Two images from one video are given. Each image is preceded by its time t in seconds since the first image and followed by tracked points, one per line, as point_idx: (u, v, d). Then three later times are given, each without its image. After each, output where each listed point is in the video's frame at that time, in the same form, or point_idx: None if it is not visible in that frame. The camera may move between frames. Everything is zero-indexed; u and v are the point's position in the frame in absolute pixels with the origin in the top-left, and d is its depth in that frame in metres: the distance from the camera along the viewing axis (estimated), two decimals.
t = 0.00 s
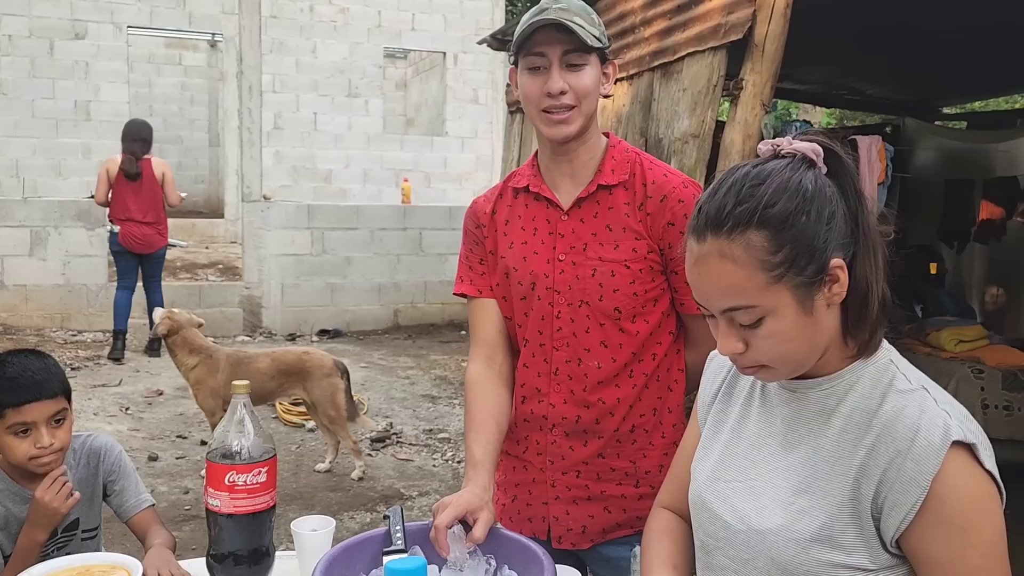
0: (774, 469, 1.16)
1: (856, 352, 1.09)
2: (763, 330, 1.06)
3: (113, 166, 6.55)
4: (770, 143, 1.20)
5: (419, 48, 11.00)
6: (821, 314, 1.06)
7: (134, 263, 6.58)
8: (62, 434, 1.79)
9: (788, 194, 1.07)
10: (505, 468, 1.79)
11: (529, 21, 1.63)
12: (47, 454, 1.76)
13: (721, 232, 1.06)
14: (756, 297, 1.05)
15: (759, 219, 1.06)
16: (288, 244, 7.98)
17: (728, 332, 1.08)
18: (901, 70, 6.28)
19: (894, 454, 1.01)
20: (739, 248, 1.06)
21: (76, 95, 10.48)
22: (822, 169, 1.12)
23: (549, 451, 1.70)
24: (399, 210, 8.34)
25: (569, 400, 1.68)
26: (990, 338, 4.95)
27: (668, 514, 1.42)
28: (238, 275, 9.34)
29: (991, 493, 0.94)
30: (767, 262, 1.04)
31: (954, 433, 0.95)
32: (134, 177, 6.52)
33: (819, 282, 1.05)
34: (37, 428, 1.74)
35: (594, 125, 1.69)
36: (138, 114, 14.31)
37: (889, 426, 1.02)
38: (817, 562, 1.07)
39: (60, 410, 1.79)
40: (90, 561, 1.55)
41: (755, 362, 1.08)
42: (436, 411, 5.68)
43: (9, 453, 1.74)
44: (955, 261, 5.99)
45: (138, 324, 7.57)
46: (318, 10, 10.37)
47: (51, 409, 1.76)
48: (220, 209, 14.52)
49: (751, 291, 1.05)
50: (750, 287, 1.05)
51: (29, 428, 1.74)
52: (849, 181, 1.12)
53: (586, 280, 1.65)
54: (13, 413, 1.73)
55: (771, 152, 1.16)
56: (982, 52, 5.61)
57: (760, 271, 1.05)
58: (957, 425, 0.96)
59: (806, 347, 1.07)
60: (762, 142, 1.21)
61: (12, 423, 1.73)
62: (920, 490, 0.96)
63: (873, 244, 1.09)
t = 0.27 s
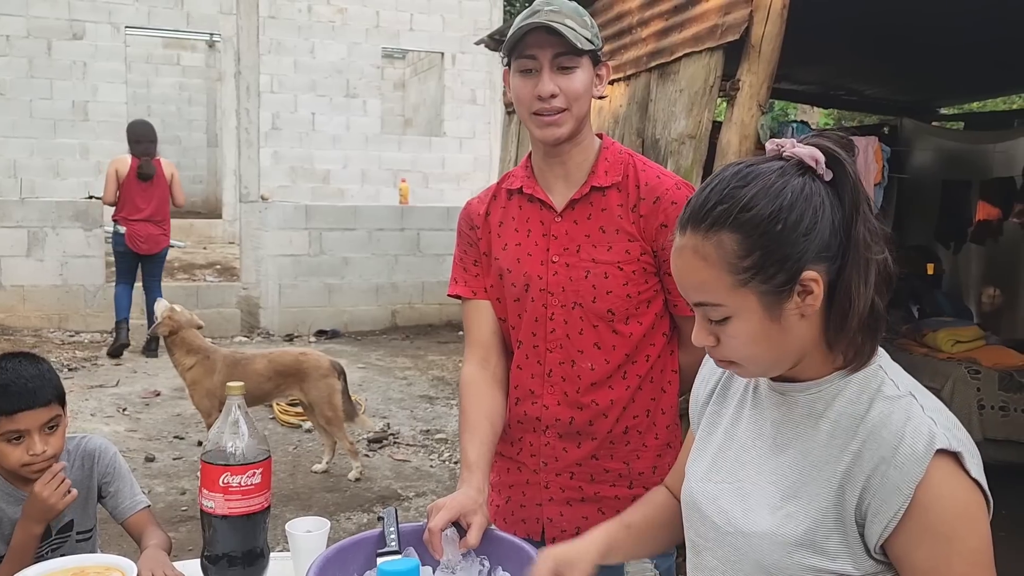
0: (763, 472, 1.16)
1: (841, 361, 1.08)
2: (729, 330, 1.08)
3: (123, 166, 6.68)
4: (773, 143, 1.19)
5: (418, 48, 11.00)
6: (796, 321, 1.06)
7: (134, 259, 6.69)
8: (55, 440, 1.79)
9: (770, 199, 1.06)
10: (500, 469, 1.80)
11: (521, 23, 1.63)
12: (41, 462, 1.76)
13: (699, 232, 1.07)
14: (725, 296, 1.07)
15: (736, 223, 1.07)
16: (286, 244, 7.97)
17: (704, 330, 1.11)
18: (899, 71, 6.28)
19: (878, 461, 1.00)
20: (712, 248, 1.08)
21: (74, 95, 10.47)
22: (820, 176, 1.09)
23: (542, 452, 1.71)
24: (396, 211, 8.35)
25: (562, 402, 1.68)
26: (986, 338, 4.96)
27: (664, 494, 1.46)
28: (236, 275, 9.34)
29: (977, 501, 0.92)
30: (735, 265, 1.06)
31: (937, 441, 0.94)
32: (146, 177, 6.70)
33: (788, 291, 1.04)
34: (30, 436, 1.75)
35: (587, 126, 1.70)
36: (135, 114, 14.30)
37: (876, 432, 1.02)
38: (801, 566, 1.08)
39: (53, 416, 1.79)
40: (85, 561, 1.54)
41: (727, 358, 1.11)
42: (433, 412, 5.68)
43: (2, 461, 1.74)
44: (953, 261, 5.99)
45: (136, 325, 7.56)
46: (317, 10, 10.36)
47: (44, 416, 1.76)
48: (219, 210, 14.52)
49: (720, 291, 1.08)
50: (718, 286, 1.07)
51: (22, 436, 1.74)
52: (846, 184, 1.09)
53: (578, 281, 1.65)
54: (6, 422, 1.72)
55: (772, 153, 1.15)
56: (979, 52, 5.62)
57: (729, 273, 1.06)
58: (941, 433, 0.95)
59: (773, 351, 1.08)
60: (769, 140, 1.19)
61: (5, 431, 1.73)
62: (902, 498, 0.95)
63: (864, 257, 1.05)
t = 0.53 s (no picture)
0: (749, 475, 1.16)
1: (829, 367, 1.08)
2: (718, 328, 1.08)
3: (126, 166, 6.64)
4: (772, 146, 1.19)
5: (417, 48, 10.99)
6: (783, 324, 1.06)
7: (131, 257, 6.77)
8: (59, 438, 1.79)
9: (763, 201, 1.07)
10: (496, 471, 1.80)
11: (515, 28, 1.63)
12: (47, 459, 1.76)
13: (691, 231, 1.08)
14: (714, 295, 1.08)
15: (728, 224, 1.07)
16: (285, 245, 7.97)
17: (694, 327, 1.12)
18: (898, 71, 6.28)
19: (856, 463, 1.01)
20: (704, 247, 1.08)
21: (72, 96, 10.47)
22: (816, 180, 1.10)
23: (539, 455, 1.71)
24: (395, 211, 8.34)
25: (559, 404, 1.68)
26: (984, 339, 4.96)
27: (617, 479, 1.45)
28: (234, 276, 9.33)
29: (955, 505, 0.92)
30: (725, 265, 1.06)
31: (914, 444, 0.95)
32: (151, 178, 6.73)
33: (777, 293, 1.05)
34: (35, 433, 1.74)
35: (584, 130, 1.69)
36: (134, 115, 14.29)
37: (856, 434, 1.02)
38: (782, 568, 1.07)
39: (56, 414, 1.79)
40: (82, 563, 1.54)
41: (716, 357, 1.11)
42: (432, 413, 5.68)
43: (7, 459, 1.74)
44: (951, 262, 5.99)
45: (134, 325, 7.55)
46: (316, 11, 10.36)
47: (49, 413, 1.76)
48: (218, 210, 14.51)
49: (710, 290, 1.08)
50: (709, 285, 1.08)
51: (27, 433, 1.74)
52: (842, 190, 1.09)
53: (576, 284, 1.66)
54: (11, 419, 1.72)
55: (772, 155, 1.15)
56: (978, 53, 5.61)
57: (719, 272, 1.07)
58: (919, 438, 0.95)
59: (761, 352, 1.08)
60: (768, 144, 1.20)
61: (11, 429, 1.72)
62: (879, 499, 0.96)
63: (856, 263, 1.05)
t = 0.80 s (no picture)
0: (743, 477, 1.15)
1: (816, 367, 1.08)
2: (701, 330, 1.08)
3: (121, 167, 6.64)
4: (756, 149, 1.19)
5: (417, 48, 10.98)
6: (767, 325, 1.06)
7: (126, 259, 6.75)
8: (57, 438, 1.78)
9: (743, 203, 1.07)
10: (495, 473, 1.79)
11: (513, 34, 1.62)
12: (46, 459, 1.75)
13: (673, 232, 1.07)
14: (697, 296, 1.07)
15: (710, 224, 1.07)
16: (284, 245, 7.96)
17: (679, 329, 1.11)
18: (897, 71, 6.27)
19: (852, 460, 1.00)
20: (686, 248, 1.08)
21: (72, 96, 10.47)
22: (797, 181, 1.09)
23: (538, 455, 1.71)
24: (395, 211, 8.33)
25: (557, 405, 1.68)
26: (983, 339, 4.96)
27: (586, 498, 1.43)
28: (234, 276, 9.33)
29: (952, 496, 0.92)
30: (707, 266, 1.06)
31: (907, 439, 0.94)
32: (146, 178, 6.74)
33: (760, 294, 1.04)
34: (33, 432, 1.74)
35: (583, 132, 1.69)
36: (134, 115, 14.28)
37: (850, 431, 1.02)
38: (780, 568, 1.07)
39: (54, 413, 1.79)
40: (80, 566, 1.54)
41: (701, 359, 1.11)
42: (431, 413, 5.67)
43: (4, 461, 1.72)
44: (951, 262, 5.99)
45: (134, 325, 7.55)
46: (315, 11, 10.36)
47: (46, 413, 1.76)
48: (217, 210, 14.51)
49: (692, 291, 1.07)
50: (691, 286, 1.07)
51: (25, 433, 1.73)
52: (824, 191, 1.09)
53: (573, 284, 1.65)
54: (9, 419, 1.72)
55: (754, 159, 1.15)
56: (978, 53, 5.61)
57: (702, 273, 1.06)
58: (912, 431, 0.95)
59: (745, 353, 1.07)
60: (751, 147, 1.19)
61: (8, 429, 1.72)
62: (875, 496, 0.95)
63: (838, 264, 1.04)
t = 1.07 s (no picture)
0: (743, 476, 1.14)
1: (815, 367, 1.07)
2: (698, 330, 1.08)
3: (107, 169, 6.61)
4: (753, 149, 1.18)
5: (416, 49, 10.98)
6: (765, 326, 1.06)
7: (115, 260, 6.75)
8: (52, 439, 1.78)
9: (741, 203, 1.06)
10: (496, 474, 1.79)
11: (524, 50, 1.59)
12: (40, 459, 1.75)
13: (670, 233, 1.07)
14: (694, 297, 1.07)
15: (706, 225, 1.06)
16: (283, 245, 7.95)
17: (677, 330, 1.11)
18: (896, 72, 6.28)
19: (855, 459, 1.00)
20: (682, 249, 1.07)
21: (71, 96, 10.46)
22: (795, 182, 1.09)
23: (539, 455, 1.71)
24: (395, 211, 8.32)
25: (558, 404, 1.68)
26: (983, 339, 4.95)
27: (592, 476, 1.43)
28: (233, 276, 9.33)
29: (956, 491, 0.92)
30: (704, 267, 1.05)
31: (911, 437, 0.94)
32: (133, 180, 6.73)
33: (757, 295, 1.04)
34: (27, 433, 1.73)
35: (590, 133, 1.68)
36: (133, 115, 14.27)
37: (851, 431, 1.01)
38: (783, 569, 1.06)
39: (49, 413, 1.78)
40: (79, 566, 1.53)
41: (698, 359, 1.10)
42: (431, 414, 5.67)
43: None
44: (950, 262, 6.00)
45: (133, 325, 7.54)
46: (315, 11, 10.35)
47: (40, 413, 1.75)
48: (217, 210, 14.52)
49: (689, 291, 1.07)
50: (687, 287, 1.07)
51: (20, 434, 1.73)
52: (822, 191, 1.08)
53: (576, 283, 1.65)
54: (3, 419, 1.71)
55: (751, 158, 1.14)
56: (979, 53, 5.61)
57: (699, 274, 1.06)
58: (914, 429, 0.95)
59: (741, 355, 1.07)
60: (749, 145, 1.19)
61: (2, 429, 1.71)
62: (879, 494, 0.95)
63: (835, 265, 1.04)
